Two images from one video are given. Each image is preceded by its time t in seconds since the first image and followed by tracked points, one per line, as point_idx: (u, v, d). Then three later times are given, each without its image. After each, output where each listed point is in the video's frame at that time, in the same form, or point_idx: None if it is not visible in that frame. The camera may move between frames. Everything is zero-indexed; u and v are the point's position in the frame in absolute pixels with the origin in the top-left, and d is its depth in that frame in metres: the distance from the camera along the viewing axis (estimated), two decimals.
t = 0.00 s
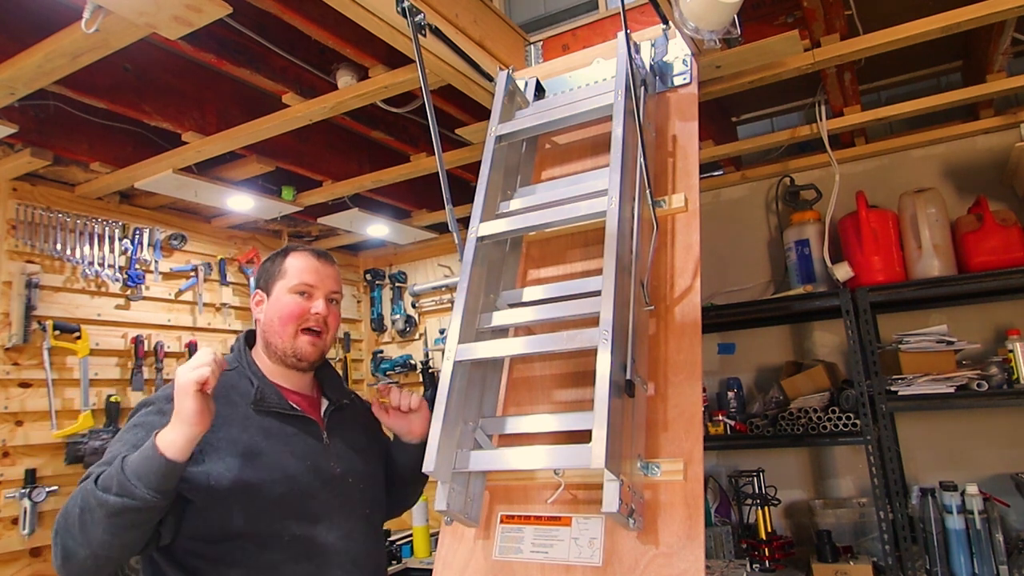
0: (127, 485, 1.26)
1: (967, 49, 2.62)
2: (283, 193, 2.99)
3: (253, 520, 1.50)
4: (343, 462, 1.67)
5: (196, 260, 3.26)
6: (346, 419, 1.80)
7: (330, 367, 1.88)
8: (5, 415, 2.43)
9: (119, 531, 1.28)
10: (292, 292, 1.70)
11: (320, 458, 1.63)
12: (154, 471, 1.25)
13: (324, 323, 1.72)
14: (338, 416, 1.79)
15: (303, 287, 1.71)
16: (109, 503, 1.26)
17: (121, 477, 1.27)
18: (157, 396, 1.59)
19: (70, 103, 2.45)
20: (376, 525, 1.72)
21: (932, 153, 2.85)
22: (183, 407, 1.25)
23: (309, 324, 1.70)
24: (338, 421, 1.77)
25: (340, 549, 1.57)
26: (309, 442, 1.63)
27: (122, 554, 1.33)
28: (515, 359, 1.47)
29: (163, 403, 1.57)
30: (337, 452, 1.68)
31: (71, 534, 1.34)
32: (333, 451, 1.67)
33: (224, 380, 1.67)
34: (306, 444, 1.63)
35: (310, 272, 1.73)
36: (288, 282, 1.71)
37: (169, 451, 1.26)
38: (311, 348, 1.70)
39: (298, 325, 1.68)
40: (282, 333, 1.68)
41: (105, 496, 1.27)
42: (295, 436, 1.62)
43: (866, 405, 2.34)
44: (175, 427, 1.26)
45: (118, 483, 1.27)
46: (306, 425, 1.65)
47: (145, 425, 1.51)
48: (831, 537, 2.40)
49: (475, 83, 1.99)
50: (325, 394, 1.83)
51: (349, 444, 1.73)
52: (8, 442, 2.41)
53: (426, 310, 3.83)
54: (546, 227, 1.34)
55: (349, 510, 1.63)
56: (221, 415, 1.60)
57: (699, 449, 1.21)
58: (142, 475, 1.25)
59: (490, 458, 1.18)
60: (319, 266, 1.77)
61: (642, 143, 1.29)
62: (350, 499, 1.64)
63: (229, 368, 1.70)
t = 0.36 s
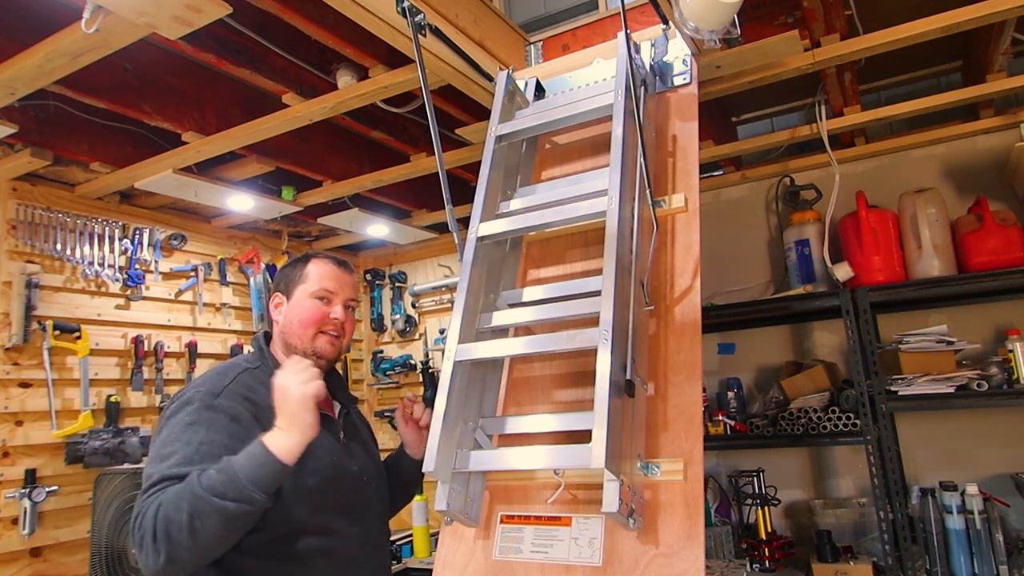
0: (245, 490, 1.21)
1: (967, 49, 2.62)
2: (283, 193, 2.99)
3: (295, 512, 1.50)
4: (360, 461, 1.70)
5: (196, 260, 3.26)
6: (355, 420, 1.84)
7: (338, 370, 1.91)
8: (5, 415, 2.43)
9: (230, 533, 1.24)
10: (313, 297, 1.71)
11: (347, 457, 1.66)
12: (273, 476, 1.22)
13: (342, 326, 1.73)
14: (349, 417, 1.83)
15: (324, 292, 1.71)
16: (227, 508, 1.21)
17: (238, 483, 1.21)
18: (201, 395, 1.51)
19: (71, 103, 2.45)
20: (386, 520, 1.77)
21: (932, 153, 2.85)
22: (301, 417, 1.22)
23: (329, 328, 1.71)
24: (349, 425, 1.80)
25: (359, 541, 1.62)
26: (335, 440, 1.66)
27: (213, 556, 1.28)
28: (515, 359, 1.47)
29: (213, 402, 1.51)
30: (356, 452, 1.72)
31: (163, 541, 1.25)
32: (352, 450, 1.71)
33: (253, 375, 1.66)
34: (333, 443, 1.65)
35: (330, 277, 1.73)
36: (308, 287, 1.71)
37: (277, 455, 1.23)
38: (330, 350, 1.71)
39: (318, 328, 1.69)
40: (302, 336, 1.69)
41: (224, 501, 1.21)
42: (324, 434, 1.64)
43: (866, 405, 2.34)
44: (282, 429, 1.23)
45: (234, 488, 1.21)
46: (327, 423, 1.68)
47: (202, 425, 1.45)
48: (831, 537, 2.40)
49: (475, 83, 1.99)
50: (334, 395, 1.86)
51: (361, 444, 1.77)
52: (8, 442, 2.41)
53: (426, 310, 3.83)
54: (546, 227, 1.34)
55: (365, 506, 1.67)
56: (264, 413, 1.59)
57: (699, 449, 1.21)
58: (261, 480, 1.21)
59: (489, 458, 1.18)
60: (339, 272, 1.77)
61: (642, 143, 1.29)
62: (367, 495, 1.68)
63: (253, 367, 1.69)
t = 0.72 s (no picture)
0: (280, 500, 1.23)
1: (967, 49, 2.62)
2: (283, 193, 2.99)
3: (311, 510, 1.49)
4: (368, 458, 1.72)
5: (196, 260, 3.26)
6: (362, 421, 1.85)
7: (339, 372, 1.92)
8: (5, 415, 2.43)
9: (261, 538, 1.27)
10: (302, 294, 1.74)
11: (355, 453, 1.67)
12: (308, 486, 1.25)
13: (336, 318, 1.75)
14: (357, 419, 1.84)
15: (312, 288, 1.75)
16: (261, 516, 1.23)
17: (273, 493, 1.23)
18: (217, 391, 1.48)
19: (71, 103, 2.45)
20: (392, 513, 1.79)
21: (932, 153, 2.85)
22: (338, 433, 1.29)
23: (322, 321, 1.72)
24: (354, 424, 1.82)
25: (372, 533, 1.63)
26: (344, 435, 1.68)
27: (240, 557, 1.31)
28: (515, 359, 1.47)
29: (232, 399, 1.48)
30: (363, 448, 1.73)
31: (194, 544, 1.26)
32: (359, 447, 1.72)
33: (264, 371, 1.62)
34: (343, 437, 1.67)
35: (316, 273, 1.77)
36: (296, 287, 1.75)
37: (312, 467, 1.26)
38: (327, 342, 1.72)
39: (312, 322, 1.71)
40: (297, 332, 1.71)
41: (259, 509, 1.23)
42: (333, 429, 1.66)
43: (866, 405, 2.34)
44: (321, 444, 1.28)
45: (269, 497, 1.23)
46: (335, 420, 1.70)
47: (222, 425, 1.43)
48: (831, 537, 2.40)
49: (475, 83, 1.99)
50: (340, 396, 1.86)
51: (367, 442, 1.79)
52: (8, 442, 2.41)
53: (426, 310, 3.83)
54: (546, 227, 1.34)
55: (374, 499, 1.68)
56: (277, 407, 1.58)
57: (699, 449, 1.20)
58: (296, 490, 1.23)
59: (489, 458, 1.18)
60: (324, 267, 1.81)
61: (642, 143, 1.29)
62: (377, 490, 1.70)
63: (263, 364, 1.65)
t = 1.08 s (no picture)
0: (219, 526, 1.28)
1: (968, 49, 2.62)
2: (283, 193, 2.99)
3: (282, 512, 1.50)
4: (365, 456, 1.70)
5: (196, 260, 3.26)
6: (362, 418, 1.82)
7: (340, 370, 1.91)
8: (5, 415, 2.43)
9: (210, 561, 1.32)
10: (283, 296, 1.74)
11: (347, 450, 1.65)
12: (249, 511, 1.27)
13: (319, 315, 1.74)
14: (355, 415, 1.80)
15: (292, 289, 1.75)
16: (202, 541, 1.28)
17: (212, 520, 1.28)
18: (189, 411, 1.57)
19: (70, 103, 2.45)
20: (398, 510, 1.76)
21: (932, 153, 2.85)
22: (273, 462, 1.24)
23: (305, 319, 1.72)
24: (355, 420, 1.79)
25: (364, 535, 1.60)
26: (332, 436, 1.65)
27: None
28: (515, 359, 1.47)
29: (199, 419, 1.55)
30: (359, 446, 1.70)
31: (153, 565, 1.36)
32: (355, 446, 1.69)
33: (244, 383, 1.67)
34: (330, 438, 1.64)
35: (297, 273, 1.77)
36: (276, 290, 1.76)
37: (253, 493, 1.27)
38: (312, 339, 1.71)
39: (294, 322, 1.70)
40: (281, 333, 1.71)
41: (200, 536, 1.28)
42: (319, 431, 1.64)
43: (866, 406, 2.34)
44: (261, 469, 1.26)
45: (210, 524, 1.28)
46: (326, 420, 1.67)
47: (188, 444, 1.51)
48: (831, 537, 2.40)
49: (475, 83, 1.99)
50: (341, 393, 1.84)
51: (368, 439, 1.76)
52: (8, 442, 2.41)
53: (426, 310, 3.83)
54: (546, 227, 1.34)
55: (371, 498, 1.66)
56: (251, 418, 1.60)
57: (699, 449, 1.20)
58: (233, 518, 1.27)
59: (489, 458, 1.18)
60: (307, 267, 1.80)
61: (642, 143, 1.29)
62: (375, 489, 1.67)
63: (248, 374, 1.70)
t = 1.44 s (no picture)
0: (194, 534, 1.30)
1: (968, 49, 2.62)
2: (283, 193, 2.99)
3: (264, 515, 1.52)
4: (361, 459, 1.68)
5: (196, 260, 3.26)
6: (365, 419, 1.79)
7: (347, 369, 1.89)
8: (5, 415, 2.43)
9: (189, 566, 1.35)
10: (283, 298, 1.74)
11: (340, 453, 1.64)
12: (224, 520, 1.29)
13: (317, 317, 1.73)
14: (358, 416, 1.78)
15: (291, 291, 1.75)
16: (180, 549, 1.31)
17: (189, 528, 1.30)
18: (184, 412, 1.58)
19: (71, 103, 2.45)
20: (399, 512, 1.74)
21: (932, 153, 2.85)
22: (245, 474, 1.25)
23: (302, 322, 1.71)
24: (358, 420, 1.78)
25: (354, 540, 1.60)
26: (326, 439, 1.64)
27: None
28: (515, 359, 1.47)
29: (191, 421, 1.56)
30: (357, 449, 1.69)
31: (140, 566, 1.41)
32: (352, 448, 1.68)
33: (241, 384, 1.67)
34: (325, 441, 1.64)
35: (297, 275, 1.76)
36: (277, 292, 1.76)
37: (227, 504, 1.28)
38: (310, 342, 1.70)
39: (291, 325, 1.71)
40: (280, 336, 1.71)
41: (178, 543, 1.31)
42: (313, 434, 1.64)
43: (866, 406, 2.35)
44: (234, 481, 1.27)
45: (187, 532, 1.30)
46: (323, 422, 1.67)
47: (179, 446, 1.52)
48: (831, 537, 2.40)
49: (475, 83, 1.99)
50: (346, 394, 1.82)
51: (370, 440, 1.74)
52: (8, 442, 2.41)
53: (426, 310, 3.83)
54: (546, 227, 1.34)
55: (365, 502, 1.65)
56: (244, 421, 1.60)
57: (699, 450, 1.20)
58: (209, 527, 1.29)
59: (490, 458, 1.18)
60: (307, 268, 1.79)
61: (642, 143, 1.29)
62: (370, 493, 1.66)
63: (248, 375, 1.71)
